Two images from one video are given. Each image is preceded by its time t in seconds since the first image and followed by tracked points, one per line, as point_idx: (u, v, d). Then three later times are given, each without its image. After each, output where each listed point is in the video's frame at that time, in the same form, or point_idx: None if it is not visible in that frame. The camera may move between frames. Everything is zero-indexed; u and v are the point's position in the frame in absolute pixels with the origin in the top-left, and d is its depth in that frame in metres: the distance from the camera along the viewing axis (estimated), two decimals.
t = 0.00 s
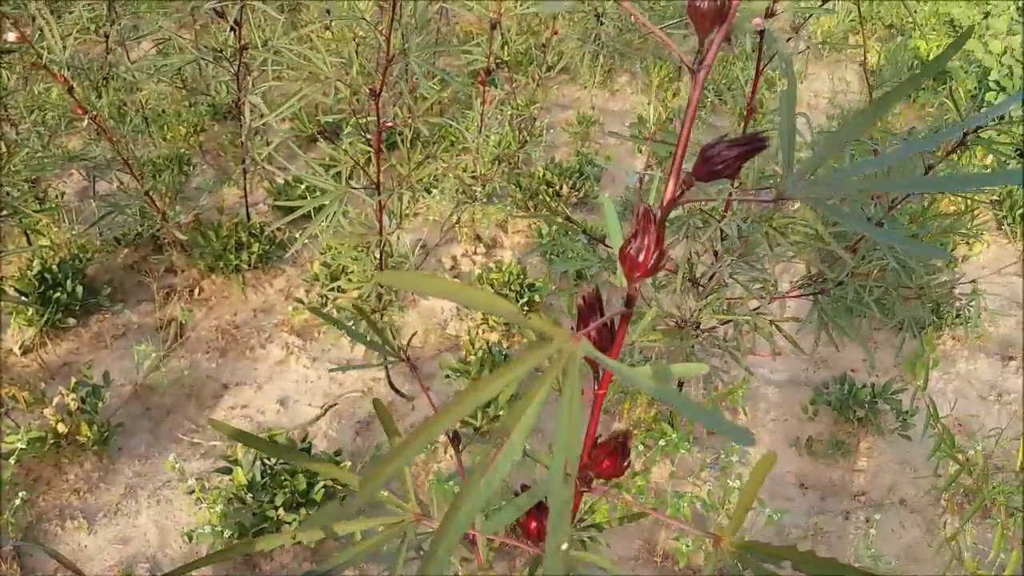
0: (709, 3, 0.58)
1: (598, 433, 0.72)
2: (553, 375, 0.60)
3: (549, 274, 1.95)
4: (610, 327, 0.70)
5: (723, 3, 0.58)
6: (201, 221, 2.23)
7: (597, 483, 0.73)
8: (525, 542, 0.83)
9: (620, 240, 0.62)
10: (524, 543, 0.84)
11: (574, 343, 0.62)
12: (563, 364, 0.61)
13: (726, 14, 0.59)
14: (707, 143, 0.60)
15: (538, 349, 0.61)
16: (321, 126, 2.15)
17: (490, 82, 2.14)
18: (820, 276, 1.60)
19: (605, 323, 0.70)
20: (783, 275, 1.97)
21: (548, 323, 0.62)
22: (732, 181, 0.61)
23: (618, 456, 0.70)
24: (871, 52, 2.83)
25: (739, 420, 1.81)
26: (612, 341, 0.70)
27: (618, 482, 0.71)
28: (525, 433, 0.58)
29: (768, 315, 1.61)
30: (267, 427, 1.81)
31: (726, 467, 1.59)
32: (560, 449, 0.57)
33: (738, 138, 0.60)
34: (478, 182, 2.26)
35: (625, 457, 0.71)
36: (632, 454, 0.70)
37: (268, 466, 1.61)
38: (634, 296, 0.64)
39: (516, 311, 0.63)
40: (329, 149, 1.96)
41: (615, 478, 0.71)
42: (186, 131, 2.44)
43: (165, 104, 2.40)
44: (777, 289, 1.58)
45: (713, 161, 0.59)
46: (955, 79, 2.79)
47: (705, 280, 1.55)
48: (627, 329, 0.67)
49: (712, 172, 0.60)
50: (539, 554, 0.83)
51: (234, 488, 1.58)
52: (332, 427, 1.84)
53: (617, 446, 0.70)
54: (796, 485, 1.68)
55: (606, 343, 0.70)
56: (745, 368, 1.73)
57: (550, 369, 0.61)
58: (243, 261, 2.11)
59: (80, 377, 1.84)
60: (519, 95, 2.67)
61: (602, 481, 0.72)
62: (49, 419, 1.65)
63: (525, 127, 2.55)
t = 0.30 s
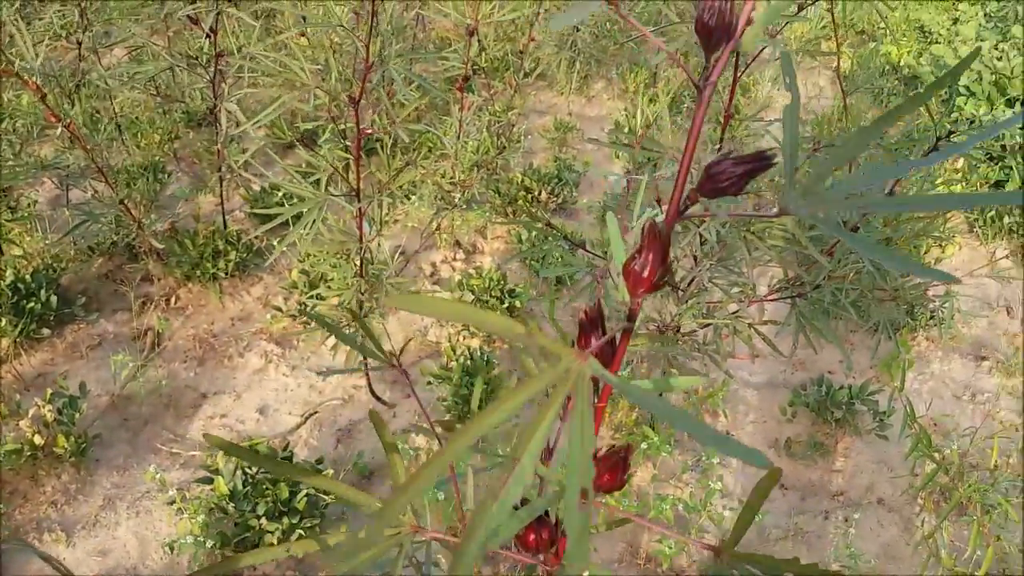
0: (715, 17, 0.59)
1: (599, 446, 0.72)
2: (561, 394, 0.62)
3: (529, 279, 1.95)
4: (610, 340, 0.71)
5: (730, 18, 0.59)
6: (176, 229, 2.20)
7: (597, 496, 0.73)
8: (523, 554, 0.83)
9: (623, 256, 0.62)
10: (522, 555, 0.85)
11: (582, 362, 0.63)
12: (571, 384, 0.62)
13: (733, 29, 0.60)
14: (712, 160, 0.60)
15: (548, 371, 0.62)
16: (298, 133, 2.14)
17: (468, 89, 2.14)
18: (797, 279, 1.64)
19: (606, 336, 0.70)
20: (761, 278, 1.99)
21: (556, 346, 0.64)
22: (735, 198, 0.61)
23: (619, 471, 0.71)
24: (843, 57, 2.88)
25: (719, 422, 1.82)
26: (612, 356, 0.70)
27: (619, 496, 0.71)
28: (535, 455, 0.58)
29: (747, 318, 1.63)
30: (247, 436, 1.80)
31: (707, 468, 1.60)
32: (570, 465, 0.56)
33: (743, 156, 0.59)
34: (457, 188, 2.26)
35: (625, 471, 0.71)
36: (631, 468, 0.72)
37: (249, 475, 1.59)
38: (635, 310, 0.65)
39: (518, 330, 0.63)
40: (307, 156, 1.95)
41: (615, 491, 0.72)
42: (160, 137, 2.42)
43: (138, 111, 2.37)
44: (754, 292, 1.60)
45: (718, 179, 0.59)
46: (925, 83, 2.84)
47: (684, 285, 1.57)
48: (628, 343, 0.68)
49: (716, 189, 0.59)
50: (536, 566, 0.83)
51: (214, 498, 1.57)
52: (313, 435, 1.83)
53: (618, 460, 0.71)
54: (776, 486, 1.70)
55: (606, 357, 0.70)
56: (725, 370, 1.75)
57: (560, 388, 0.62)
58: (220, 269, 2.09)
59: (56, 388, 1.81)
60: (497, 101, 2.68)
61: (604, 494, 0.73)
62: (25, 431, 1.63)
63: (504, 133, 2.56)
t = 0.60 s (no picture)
0: (728, 40, 0.55)
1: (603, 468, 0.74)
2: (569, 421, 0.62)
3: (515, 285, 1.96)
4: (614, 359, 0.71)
5: (745, 41, 0.55)
6: (160, 235, 2.18)
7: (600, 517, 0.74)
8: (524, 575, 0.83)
9: (630, 277, 0.61)
10: None
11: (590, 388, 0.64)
12: (578, 410, 0.62)
13: (748, 51, 0.56)
14: (721, 182, 0.59)
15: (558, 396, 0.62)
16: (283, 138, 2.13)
17: (453, 95, 2.15)
18: (782, 284, 1.66)
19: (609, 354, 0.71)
20: (745, 283, 2.01)
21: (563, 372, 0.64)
22: (744, 220, 0.60)
23: (622, 492, 0.73)
24: (823, 63, 2.90)
25: (705, 426, 1.83)
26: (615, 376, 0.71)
27: (621, 517, 0.73)
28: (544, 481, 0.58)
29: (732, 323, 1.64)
30: (233, 444, 1.78)
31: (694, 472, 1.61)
32: (580, 492, 0.57)
33: (752, 178, 0.59)
34: (442, 194, 2.26)
35: (628, 492, 0.73)
36: (634, 490, 0.73)
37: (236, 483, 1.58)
38: (640, 331, 0.65)
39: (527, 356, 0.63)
40: (292, 162, 1.94)
41: (619, 512, 0.73)
42: (144, 143, 2.40)
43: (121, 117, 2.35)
44: (740, 297, 1.61)
45: (727, 202, 0.58)
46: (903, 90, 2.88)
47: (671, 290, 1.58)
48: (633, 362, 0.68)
49: (728, 213, 0.59)
50: None
51: (202, 506, 1.55)
52: (299, 442, 1.82)
53: (622, 483, 0.72)
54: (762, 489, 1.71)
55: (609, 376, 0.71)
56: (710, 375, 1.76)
57: (568, 415, 0.62)
58: (204, 275, 2.08)
59: (39, 396, 1.79)
60: (481, 106, 2.68)
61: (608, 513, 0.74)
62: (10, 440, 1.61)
63: (488, 138, 2.56)
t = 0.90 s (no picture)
0: (720, 66, 0.54)
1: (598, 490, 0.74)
2: (563, 449, 0.61)
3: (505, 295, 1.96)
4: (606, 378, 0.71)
5: (737, 67, 0.54)
6: (148, 248, 2.17)
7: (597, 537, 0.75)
8: None
9: (623, 301, 0.60)
10: None
11: (583, 415, 0.63)
12: (572, 439, 0.62)
13: (739, 77, 0.55)
14: (712, 206, 0.59)
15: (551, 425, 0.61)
16: (271, 149, 2.13)
17: (441, 105, 2.15)
18: (770, 292, 1.67)
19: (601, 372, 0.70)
20: (733, 291, 2.01)
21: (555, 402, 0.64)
22: (735, 242, 0.60)
23: (618, 513, 0.73)
24: (808, 70, 2.93)
25: (696, 435, 1.84)
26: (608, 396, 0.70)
27: (616, 538, 0.73)
28: (539, 510, 0.58)
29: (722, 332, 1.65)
30: (223, 457, 1.77)
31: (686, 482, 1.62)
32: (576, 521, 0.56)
33: (744, 202, 0.58)
34: (431, 204, 2.26)
35: (623, 514, 0.73)
36: (628, 513, 0.73)
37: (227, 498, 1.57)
38: (633, 352, 0.64)
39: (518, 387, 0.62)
40: (281, 174, 1.94)
41: (614, 532, 0.73)
42: (131, 155, 2.39)
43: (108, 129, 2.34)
44: (730, 305, 1.62)
45: (720, 225, 0.58)
46: (888, 96, 2.90)
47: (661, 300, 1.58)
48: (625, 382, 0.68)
49: (720, 237, 0.59)
50: None
51: (192, 522, 1.54)
52: (289, 455, 1.81)
53: (617, 507, 0.72)
54: (753, 497, 1.72)
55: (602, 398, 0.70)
56: (701, 384, 1.76)
57: (562, 443, 0.61)
58: (193, 287, 2.06)
59: (28, 411, 1.78)
60: (468, 115, 2.69)
61: (604, 535, 0.74)
62: None
63: (476, 148, 2.56)
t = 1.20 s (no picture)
0: (703, 85, 0.53)
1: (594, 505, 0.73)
2: (556, 472, 0.60)
3: (500, 308, 1.96)
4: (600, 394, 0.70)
5: (720, 86, 0.54)
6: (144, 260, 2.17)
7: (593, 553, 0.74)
8: None
9: (613, 318, 0.60)
10: None
11: (576, 436, 0.62)
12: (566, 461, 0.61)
13: (722, 95, 0.54)
14: (699, 224, 0.58)
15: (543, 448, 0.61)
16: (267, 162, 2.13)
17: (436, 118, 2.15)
18: (765, 304, 1.68)
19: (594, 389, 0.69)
20: (728, 303, 2.02)
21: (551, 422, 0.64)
22: (724, 259, 0.59)
23: (613, 529, 0.72)
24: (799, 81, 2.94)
25: (692, 447, 1.84)
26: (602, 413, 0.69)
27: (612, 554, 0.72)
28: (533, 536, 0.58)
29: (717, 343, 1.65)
30: (218, 470, 1.76)
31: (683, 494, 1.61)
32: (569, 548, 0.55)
33: (731, 219, 0.58)
34: (426, 216, 2.26)
35: (619, 530, 0.72)
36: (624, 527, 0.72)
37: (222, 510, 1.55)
38: (624, 369, 0.63)
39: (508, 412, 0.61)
40: (276, 187, 1.94)
41: (610, 548, 0.73)
42: (126, 167, 2.39)
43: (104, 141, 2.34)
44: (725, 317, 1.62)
45: (707, 243, 0.58)
46: (879, 108, 2.92)
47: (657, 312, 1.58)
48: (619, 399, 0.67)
49: (708, 254, 0.58)
50: None
51: (187, 535, 1.53)
52: (284, 468, 1.80)
53: (613, 521, 0.71)
54: (749, 509, 1.72)
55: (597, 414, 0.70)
56: (696, 396, 1.76)
57: (555, 466, 0.61)
58: (188, 299, 2.06)
59: (22, 424, 1.77)
60: (463, 128, 2.70)
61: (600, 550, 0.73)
62: None
63: (471, 159, 2.57)
